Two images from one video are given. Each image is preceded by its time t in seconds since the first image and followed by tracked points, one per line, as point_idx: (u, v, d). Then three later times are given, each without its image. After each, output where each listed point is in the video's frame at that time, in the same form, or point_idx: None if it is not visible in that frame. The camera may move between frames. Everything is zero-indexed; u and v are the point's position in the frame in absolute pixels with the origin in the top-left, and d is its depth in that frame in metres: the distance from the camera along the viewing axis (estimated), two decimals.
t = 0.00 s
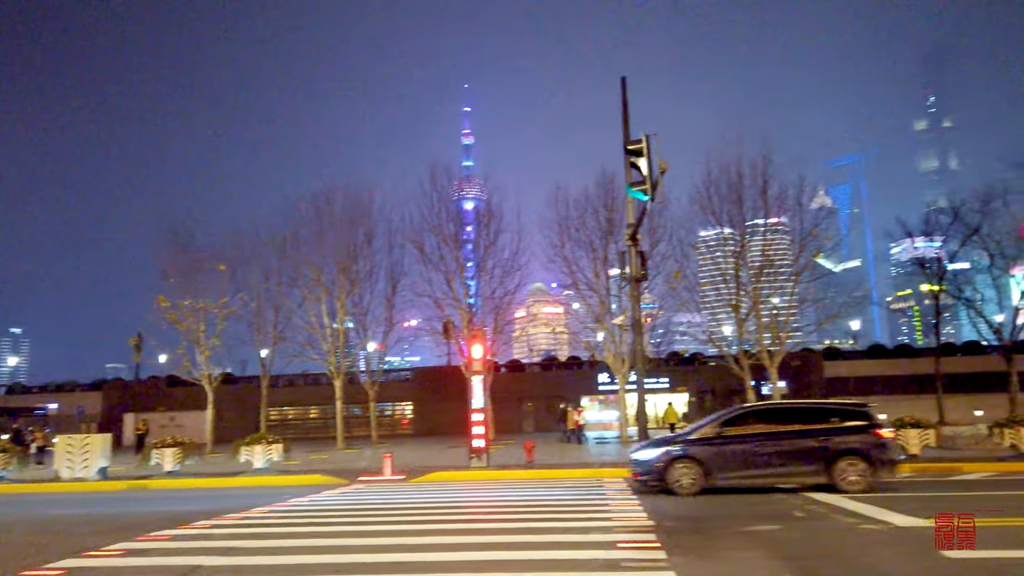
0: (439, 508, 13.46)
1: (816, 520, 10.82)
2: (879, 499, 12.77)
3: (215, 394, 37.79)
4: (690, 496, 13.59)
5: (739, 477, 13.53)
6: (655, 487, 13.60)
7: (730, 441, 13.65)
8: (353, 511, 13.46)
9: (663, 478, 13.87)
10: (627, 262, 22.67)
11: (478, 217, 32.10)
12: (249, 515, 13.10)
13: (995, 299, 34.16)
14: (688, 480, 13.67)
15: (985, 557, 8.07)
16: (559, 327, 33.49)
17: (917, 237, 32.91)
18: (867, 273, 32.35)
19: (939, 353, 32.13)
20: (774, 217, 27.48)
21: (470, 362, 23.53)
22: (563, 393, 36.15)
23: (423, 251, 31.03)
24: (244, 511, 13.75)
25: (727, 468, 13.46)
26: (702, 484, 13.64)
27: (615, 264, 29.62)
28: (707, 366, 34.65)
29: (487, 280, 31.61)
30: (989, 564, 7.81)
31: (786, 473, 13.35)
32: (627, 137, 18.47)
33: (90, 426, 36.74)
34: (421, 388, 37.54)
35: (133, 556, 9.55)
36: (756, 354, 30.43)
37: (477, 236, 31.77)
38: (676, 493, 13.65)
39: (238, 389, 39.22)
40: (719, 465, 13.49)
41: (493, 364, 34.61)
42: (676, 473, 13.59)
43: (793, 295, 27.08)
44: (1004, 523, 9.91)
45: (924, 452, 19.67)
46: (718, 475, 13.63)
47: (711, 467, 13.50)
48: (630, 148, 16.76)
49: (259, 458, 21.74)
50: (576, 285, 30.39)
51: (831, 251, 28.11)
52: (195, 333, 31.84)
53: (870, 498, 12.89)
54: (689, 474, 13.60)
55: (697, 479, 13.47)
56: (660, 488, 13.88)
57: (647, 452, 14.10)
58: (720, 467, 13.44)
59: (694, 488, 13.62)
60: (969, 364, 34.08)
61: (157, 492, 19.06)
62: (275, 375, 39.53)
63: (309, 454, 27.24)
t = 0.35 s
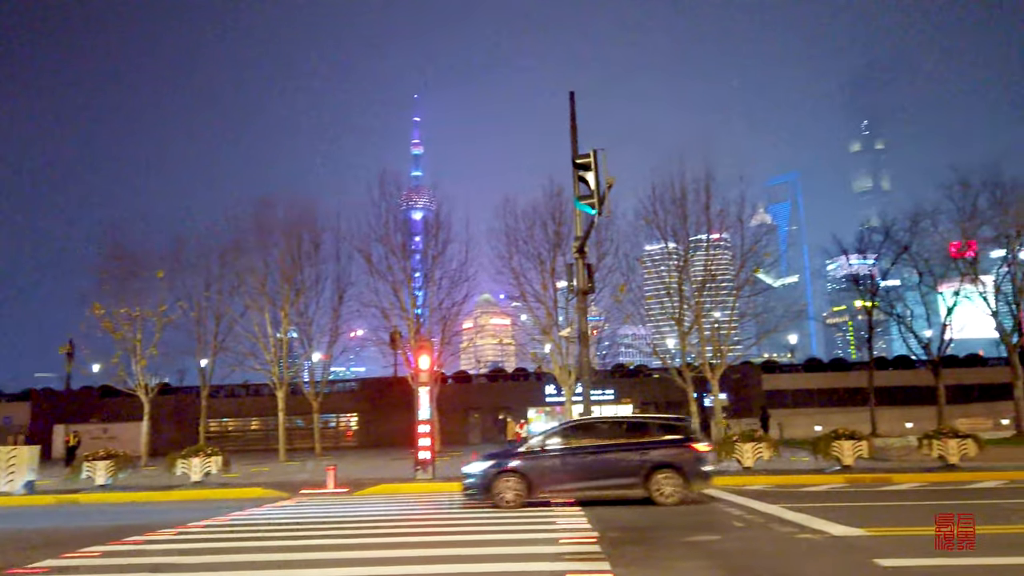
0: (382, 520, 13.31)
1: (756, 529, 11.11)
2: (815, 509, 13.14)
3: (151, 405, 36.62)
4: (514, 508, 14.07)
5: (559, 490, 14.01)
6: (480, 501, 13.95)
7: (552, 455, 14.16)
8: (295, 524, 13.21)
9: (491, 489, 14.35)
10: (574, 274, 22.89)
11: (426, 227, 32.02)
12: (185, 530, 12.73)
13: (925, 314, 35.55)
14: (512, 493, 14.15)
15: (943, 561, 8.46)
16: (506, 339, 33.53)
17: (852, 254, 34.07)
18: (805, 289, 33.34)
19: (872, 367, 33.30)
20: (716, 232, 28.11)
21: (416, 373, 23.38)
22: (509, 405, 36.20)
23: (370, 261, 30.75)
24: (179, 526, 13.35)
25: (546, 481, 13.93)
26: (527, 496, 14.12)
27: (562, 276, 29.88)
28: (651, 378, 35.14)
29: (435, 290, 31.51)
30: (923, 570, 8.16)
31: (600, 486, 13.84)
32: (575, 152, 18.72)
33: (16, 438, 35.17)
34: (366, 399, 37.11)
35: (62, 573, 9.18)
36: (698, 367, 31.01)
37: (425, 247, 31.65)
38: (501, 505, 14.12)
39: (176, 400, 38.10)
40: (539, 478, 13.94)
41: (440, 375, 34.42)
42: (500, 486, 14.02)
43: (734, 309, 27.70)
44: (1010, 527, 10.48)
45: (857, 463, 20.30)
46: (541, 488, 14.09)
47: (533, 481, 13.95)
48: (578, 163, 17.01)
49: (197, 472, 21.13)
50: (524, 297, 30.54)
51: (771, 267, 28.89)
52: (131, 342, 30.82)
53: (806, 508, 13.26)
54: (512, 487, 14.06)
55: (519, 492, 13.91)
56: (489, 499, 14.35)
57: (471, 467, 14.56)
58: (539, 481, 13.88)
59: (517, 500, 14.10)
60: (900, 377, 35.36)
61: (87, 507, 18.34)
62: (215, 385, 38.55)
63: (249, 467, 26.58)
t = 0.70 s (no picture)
0: (346, 531, 13.15)
1: (720, 538, 11.25)
2: (779, 518, 13.31)
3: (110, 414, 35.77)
4: (358, 524, 14.18)
5: (410, 504, 14.23)
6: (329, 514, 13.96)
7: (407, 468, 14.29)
8: (258, 536, 12.99)
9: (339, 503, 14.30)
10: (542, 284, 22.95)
11: (394, 236, 31.88)
12: (144, 542, 12.43)
13: (884, 327, 36.33)
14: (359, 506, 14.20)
15: (901, 569, 8.66)
16: (474, 348, 33.45)
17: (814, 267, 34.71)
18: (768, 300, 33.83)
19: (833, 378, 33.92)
20: (682, 244, 28.39)
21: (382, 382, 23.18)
22: (476, 414, 36.09)
23: (336, 268, 30.49)
24: (137, 538, 13.03)
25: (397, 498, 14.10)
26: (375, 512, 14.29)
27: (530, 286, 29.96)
28: (617, 388, 35.31)
29: (403, 299, 31.33)
30: None
31: (447, 500, 14.11)
32: (544, 162, 18.82)
33: None
34: (331, 409, 36.71)
35: None
36: (664, 377, 31.26)
37: (393, 255, 31.49)
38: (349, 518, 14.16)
39: (136, 409, 37.28)
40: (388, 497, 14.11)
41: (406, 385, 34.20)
42: (350, 499, 14.07)
43: (699, 320, 28.01)
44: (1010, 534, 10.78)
45: (819, 473, 20.63)
46: (392, 503, 14.26)
47: (383, 495, 14.08)
48: (546, 173, 17.11)
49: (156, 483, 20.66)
50: (492, 306, 30.53)
51: (736, 279, 29.28)
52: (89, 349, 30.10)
53: (770, 517, 13.41)
54: (358, 502, 14.17)
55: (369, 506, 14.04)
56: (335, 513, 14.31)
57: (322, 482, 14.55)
58: (391, 495, 14.04)
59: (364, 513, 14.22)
60: (860, 388, 36.06)
61: (40, 519, 17.81)
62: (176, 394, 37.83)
63: (210, 478, 26.06)
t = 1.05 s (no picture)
0: (321, 540, 13.04)
1: (694, 546, 11.33)
2: (754, 526, 13.41)
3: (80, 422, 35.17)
4: (213, 533, 15.08)
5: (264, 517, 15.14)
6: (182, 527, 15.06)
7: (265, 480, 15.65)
8: (234, 545, 12.84)
9: (195, 516, 15.25)
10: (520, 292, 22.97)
11: (373, 243, 31.77)
12: (115, 552, 12.19)
13: (857, 336, 36.79)
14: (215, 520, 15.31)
15: None
16: (452, 356, 33.37)
17: (789, 277, 35.11)
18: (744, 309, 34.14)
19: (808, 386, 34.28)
20: (660, 253, 28.60)
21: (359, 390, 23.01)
22: (454, 422, 35.98)
23: (314, 275, 30.31)
24: (108, 548, 12.83)
25: (254, 503, 15.12)
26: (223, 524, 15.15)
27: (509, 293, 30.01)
28: (595, 396, 35.37)
29: (381, 306, 31.21)
30: None
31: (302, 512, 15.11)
32: (523, 170, 18.88)
33: None
34: (308, 417, 36.40)
35: None
36: (641, 385, 31.41)
37: (372, 262, 31.38)
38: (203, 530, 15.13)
39: (107, 417, 36.69)
40: (242, 503, 15.11)
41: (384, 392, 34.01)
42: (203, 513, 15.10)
43: (676, 329, 28.21)
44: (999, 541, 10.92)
45: (793, 481, 20.82)
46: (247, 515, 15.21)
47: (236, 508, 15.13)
48: (525, 181, 17.14)
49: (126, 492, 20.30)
50: (470, 314, 30.52)
51: (712, 288, 29.53)
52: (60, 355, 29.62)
53: (745, 525, 13.51)
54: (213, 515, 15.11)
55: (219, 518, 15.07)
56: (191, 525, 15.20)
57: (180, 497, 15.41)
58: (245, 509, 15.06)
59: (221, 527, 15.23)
60: (834, 397, 36.49)
61: (8, 529, 17.46)
62: (149, 401, 37.32)
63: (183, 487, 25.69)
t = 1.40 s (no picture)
0: (300, 548, 12.91)
1: (677, 553, 11.34)
2: (733, 533, 13.48)
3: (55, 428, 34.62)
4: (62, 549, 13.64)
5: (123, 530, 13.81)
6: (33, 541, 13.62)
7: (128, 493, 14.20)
8: (213, 553, 12.71)
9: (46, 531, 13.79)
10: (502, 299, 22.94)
11: (355, 249, 31.62)
12: (91, 561, 11.97)
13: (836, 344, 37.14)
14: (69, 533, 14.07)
15: None
16: (434, 362, 33.26)
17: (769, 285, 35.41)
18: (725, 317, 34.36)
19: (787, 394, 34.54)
20: (641, 261, 28.73)
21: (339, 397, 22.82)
22: (435, 429, 35.84)
23: (295, 281, 30.10)
24: (83, 558, 12.60)
25: (111, 518, 13.79)
26: (76, 539, 13.77)
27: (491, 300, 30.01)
28: (577, 403, 35.39)
29: (362, 312, 31.06)
30: None
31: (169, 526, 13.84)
32: (506, 178, 18.90)
33: None
34: (288, 424, 36.10)
35: None
36: (622, 392, 31.52)
37: (353, 268, 31.24)
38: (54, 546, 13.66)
39: (83, 424, 36.13)
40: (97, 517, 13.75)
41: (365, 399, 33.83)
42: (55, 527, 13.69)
43: (657, 336, 28.34)
44: (982, 549, 11.02)
45: (773, 488, 20.97)
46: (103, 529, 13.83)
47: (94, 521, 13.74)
48: (509, 189, 17.16)
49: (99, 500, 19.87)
50: (452, 321, 30.47)
51: (693, 296, 29.72)
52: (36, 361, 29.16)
53: (725, 532, 13.57)
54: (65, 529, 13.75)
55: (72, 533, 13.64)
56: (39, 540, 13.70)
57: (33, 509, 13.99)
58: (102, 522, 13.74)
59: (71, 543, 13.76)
60: (813, 404, 36.79)
61: None
62: (126, 408, 36.84)
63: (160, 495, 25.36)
